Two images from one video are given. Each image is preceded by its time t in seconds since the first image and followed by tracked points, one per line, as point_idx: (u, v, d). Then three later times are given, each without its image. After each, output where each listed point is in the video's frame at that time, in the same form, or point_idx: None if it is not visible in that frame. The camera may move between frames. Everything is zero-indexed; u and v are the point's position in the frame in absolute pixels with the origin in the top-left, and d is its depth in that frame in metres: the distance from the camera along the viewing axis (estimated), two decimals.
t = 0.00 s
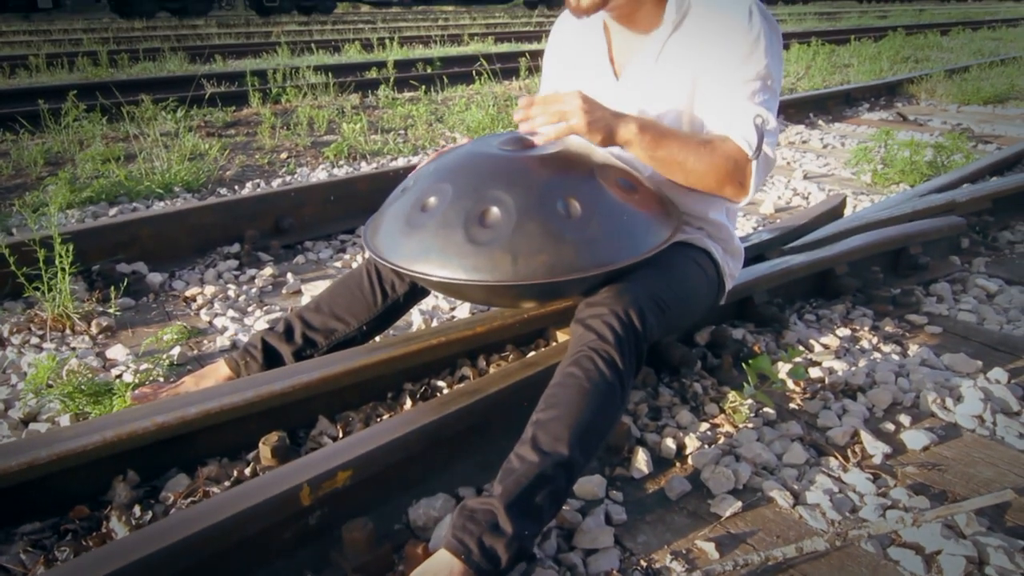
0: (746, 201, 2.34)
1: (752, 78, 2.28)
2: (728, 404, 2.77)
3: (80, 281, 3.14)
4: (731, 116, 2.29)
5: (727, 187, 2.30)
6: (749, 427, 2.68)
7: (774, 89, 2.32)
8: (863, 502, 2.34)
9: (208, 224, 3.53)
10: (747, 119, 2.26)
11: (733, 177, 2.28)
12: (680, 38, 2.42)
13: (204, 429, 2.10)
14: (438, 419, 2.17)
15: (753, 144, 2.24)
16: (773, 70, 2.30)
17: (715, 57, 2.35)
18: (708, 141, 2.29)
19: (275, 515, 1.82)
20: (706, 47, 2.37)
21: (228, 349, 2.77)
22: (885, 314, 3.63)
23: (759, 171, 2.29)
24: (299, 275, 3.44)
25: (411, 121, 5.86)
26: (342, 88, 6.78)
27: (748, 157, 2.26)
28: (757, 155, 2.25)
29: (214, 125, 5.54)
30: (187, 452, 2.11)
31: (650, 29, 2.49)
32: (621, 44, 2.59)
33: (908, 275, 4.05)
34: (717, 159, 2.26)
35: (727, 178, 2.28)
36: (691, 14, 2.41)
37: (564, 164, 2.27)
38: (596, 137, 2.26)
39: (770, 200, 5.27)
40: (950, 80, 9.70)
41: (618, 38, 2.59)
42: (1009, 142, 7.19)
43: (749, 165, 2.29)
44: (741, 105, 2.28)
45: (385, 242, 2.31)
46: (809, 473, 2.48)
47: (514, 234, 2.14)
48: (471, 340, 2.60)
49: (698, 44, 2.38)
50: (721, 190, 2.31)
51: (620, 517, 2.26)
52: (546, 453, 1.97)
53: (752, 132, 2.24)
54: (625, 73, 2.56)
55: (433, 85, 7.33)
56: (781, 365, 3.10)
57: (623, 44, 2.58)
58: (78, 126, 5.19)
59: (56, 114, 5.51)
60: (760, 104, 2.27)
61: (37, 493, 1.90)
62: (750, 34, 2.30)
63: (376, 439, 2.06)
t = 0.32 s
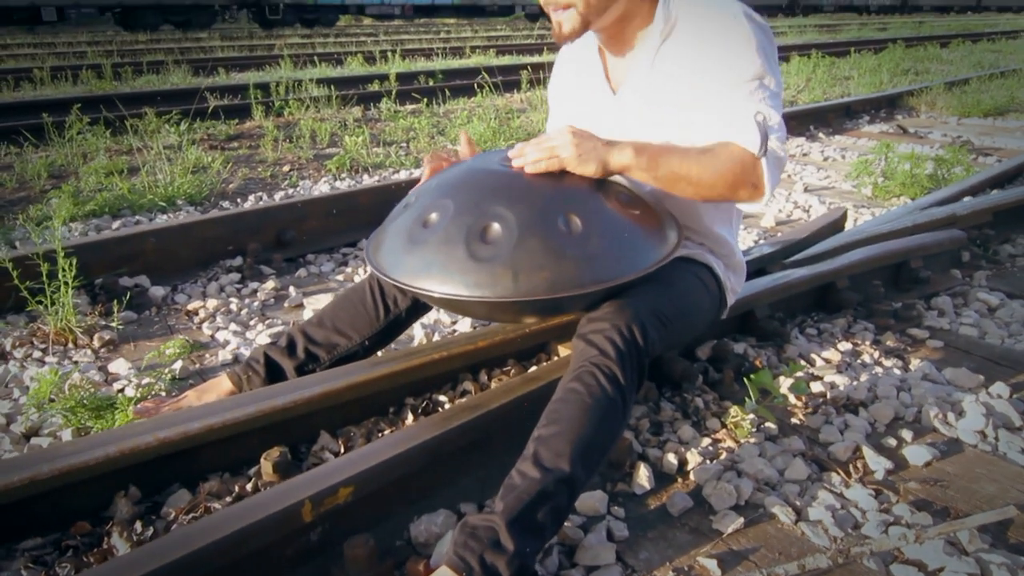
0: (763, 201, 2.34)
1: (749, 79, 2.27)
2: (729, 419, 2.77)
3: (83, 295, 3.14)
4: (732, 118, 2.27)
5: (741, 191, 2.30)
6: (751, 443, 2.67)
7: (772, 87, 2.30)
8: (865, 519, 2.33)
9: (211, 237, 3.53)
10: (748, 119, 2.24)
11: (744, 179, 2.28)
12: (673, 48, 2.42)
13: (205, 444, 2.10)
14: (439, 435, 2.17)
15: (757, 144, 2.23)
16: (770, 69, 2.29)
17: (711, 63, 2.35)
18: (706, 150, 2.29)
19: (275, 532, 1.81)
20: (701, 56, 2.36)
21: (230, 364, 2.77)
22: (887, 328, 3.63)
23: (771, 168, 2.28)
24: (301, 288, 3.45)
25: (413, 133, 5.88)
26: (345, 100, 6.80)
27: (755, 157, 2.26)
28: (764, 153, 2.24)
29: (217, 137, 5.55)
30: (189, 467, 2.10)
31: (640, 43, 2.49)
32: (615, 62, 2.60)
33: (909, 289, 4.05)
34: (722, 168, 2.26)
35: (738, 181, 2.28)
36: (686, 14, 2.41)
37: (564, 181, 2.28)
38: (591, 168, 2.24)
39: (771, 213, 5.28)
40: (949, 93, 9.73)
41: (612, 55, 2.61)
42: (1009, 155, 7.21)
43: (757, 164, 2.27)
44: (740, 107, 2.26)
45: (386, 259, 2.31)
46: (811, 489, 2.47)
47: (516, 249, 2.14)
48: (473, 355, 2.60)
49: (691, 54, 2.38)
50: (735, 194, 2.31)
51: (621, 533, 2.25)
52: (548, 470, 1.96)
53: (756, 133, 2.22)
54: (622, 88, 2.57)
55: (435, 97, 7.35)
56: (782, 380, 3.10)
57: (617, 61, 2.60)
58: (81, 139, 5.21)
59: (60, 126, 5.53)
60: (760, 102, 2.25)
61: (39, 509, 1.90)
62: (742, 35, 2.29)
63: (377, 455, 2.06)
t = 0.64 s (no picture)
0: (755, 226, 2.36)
1: (747, 105, 2.29)
2: (728, 437, 2.77)
3: (83, 309, 3.14)
4: (728, 144, 2.29)
5: (733, 217, 2.32)
6: (750, 461, 2.67)
7: (769, 115, 2.32)
8: (864, 538, 2.33)
9: (211, 252, 3.54)
10: (744, 146, 2.25)
11: (737, 206, 2.30)
12: (675, 70, 2.44)
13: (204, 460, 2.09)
14: (438, 452, 2.17)
15: (751, 171, 2.24)
16: (769, 97, 2.30)
17: (711, 87, 2.36)
18: (705, 175, 2.31)
19: (274, 551, 1.81)
20: (702, 80, 2.38)
21: (229, 379, 2.76)
22: (885, 345, 3.64)
23: (762, 197, 2.29)
24: (301, 303, 3.45)
25: (413, 148, 5.89)
26: (345, 115, 6.82)
27: (749, 185, 2.27)
28: (757, 183, 2.25)
29: (217, 151, 5.57)
30: (188, 483, 2.10)
31: (644, 63, 2.51)
32: (618, 80, 2.61)
33: (907, 305, 4.06)
34: (717, 195, 2.28)
35: (730, 207, 2.30)
36: (690, 33, 2.44)
37: (563, 200, 2.28)
38: (593, 187, 2.26)
39: (769, 230, 5.29)
40: (946, 110, 9.78)
41: (613, 74, 2.62)
42: (1007, 171, 7.23)
43: (751, 192, 2.29)
44: (736, 133, 2.28)
45: (387, 277, 2.31)
46: (810, 507, 2.47)
47: (516, 269, 2.15)
48: (472, 372, 2.60)
49: (693, 77, 2.40)
50: (726, 220, 2.33)
51: (621, 551, 2.25)
52: (547, 488, 1.96)
53: (750, 160, 2.23)
54: (621, 105, 2.58)
55: (435, 112, 7.38)
56: (781, 398, 3.10)
57: (619, 80, 2.61)
58: (82, 152, 5.22)
59: (61, 140, 5.54)
60: (757, 131, 2.26)
61: (37, 525, 1.89)
62: (743, 61, 2.31)
63: (376, 473, 2.05)
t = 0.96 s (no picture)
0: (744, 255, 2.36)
1: (748, 133, 2.30)
2: (727, 456, 2.76)
3: (83, 323, 3.14)
4: (727, 171, 2.30)
5: (723, 242, 2.31)
6: (748, 481, 2.67)
7: (770, 145, 2.33)
8: (862, 560, 2.33)
9: (212, 267, 3.54)
10: (742, 174, 2.27)
11: (730, 231, 2.29)
12: (679, 97, 2.46)
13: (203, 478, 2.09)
14: (437, 472, 2.17)
15: (748, 200, 2.26)
16: (771, 127, 2.32)
17: (713, 112, 2.37)
18: (704, 196, 2.30)
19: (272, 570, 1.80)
20: (704, 107, 2.40)
21: (229, 395, 2.76)
22: (883, 364, 3.64)
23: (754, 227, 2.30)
24: (301, 318, 3.45)
25: (414, 163, 5.92)
26: (346, 129, 6.84)
27: (744, 212, 2.28)
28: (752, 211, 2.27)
29: (219, 165, 5.58)
30: (186, 501, 2.09)
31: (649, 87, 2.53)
32: (623, 104, 2.63)
33: (905, 325, 4.07)
34: (712, 216, 2.26)
35: (723, 232, 2.29)
36: (696, 59, 2.46)
37: (564, 220, 2.29)
38: (592, 190, 2.26)
39: (768, 248, 5.31)
40: (944, 128, 9.82)
41: (619, 97, 2.63)
42: (1004, 190, 7.26)
43: (745, 220, 2.29)
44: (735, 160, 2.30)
45: (387, 295, 2.32)
46: (809, 528, 2.47)
47: (516, 289, 2.15)
48: (471, 390, 2.60)
49: (697, 104, 2.42)
50: (717, 244, 2.32)
51: (619, 571, 2.25)
52: (547, 509, 1.95)
53: (747, 187, 2.25)
54: (625, 129, 2.60)
55: (436, 127, 7.41)
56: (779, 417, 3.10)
57: (624, 103, 2.62)
58: (85, 165, 5.23)
59: (63, 153, 5.56)
60: (756, 160, 2.28)
61: (35, 543, 1.89)
62: (748, 90, 2.33)
63: (375, 492, 2.05)
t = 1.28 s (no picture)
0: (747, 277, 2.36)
1: (747, 156, 2.32)
2: (724, 476, 2.77)
3: (80, 339, 3.14)
4: (727, 195, 2.32)
5: (725, 264, 2.32)
6: (745, 500, 2.67)
7: (770, 167, 2.35)
8: None
9: (211, 282, 3.54)
10: (743, 197, 2.28)
11: (730, 253, 2.31)
12: (679, 120, 2.47)
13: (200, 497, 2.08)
14: (434, 491, 2.16)
15: (748, 223, 2.27)
16: (770, 149, 2.33)
17: (712, 134, 2.39)
18: (701, 221, 2.33)
19: None
20: (704, 131, 2.42)
21: (226, 412, 2.76)
22: (879, 383, 3.65)
23: (756, 248, 2.33)
24: (299, 334, 3.45)
25: (412, 178, 5.93)
26: (345, 144, 6.86)
27: (743, 234, 2.30)
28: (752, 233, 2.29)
29: (218, 180, 5.59)
30: (182, 520, 2.09)
31: (649, 111, 2.55)
32: (625, 128, 2.65)
33: (901, 343, 4.08)
34: (709, 240, 2.29)
35: (724, 255, 2.30)
36: (695, 84, 2.48)
37: (562, 241, 2.30)
38: (589, 225, 2.30)
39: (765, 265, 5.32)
40: (940, 145, 9.87)
41: (620, 122, 2.66)
42: (1000, 208, 7.29)
43: (745, 241, 2.31)
44: (734, 184, 2.32)
45: (387, 315, 2.32)
46: (805, 548, 2.47)
47: (514, 309, 2.15)
48: (468, 409, 2.60)
49: (696, 128, 2.43)
50: (719, 267, 2.33)
51: None
52: (544, 530, 1.95)
53: (747, 210, 2.26)
54: (627, 153, 2.61)
55: (434, 142, 7.43)
56: (776, 436, 3.10)
57: (626, 128, 2.64)
58: (84, 179, 5.23)
59: (63, 167, 5.56)
60: (755, 182, 2.29)
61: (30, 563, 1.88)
62: (746, 112, 2.34)
63: (371, 512, 2.05)
